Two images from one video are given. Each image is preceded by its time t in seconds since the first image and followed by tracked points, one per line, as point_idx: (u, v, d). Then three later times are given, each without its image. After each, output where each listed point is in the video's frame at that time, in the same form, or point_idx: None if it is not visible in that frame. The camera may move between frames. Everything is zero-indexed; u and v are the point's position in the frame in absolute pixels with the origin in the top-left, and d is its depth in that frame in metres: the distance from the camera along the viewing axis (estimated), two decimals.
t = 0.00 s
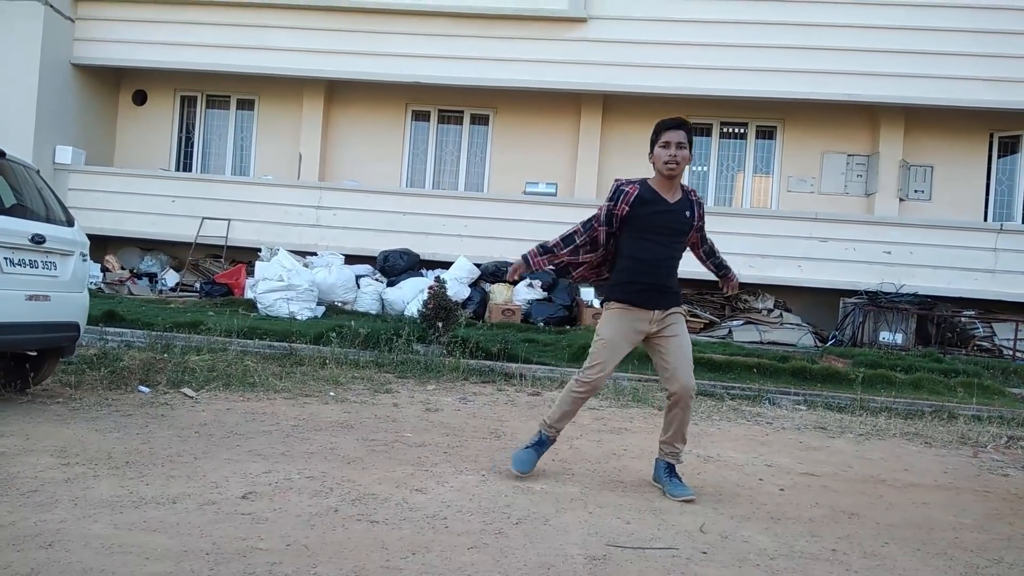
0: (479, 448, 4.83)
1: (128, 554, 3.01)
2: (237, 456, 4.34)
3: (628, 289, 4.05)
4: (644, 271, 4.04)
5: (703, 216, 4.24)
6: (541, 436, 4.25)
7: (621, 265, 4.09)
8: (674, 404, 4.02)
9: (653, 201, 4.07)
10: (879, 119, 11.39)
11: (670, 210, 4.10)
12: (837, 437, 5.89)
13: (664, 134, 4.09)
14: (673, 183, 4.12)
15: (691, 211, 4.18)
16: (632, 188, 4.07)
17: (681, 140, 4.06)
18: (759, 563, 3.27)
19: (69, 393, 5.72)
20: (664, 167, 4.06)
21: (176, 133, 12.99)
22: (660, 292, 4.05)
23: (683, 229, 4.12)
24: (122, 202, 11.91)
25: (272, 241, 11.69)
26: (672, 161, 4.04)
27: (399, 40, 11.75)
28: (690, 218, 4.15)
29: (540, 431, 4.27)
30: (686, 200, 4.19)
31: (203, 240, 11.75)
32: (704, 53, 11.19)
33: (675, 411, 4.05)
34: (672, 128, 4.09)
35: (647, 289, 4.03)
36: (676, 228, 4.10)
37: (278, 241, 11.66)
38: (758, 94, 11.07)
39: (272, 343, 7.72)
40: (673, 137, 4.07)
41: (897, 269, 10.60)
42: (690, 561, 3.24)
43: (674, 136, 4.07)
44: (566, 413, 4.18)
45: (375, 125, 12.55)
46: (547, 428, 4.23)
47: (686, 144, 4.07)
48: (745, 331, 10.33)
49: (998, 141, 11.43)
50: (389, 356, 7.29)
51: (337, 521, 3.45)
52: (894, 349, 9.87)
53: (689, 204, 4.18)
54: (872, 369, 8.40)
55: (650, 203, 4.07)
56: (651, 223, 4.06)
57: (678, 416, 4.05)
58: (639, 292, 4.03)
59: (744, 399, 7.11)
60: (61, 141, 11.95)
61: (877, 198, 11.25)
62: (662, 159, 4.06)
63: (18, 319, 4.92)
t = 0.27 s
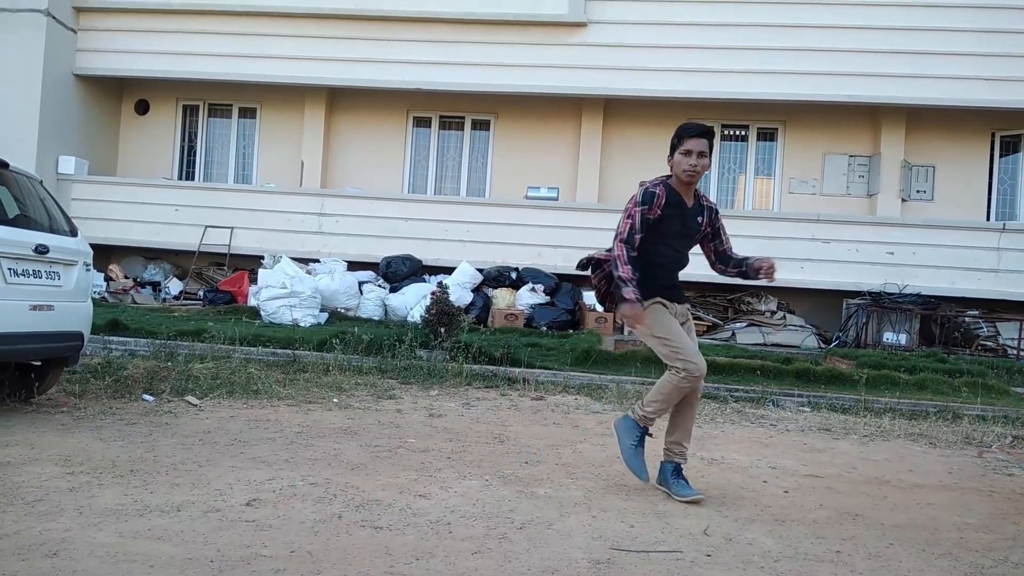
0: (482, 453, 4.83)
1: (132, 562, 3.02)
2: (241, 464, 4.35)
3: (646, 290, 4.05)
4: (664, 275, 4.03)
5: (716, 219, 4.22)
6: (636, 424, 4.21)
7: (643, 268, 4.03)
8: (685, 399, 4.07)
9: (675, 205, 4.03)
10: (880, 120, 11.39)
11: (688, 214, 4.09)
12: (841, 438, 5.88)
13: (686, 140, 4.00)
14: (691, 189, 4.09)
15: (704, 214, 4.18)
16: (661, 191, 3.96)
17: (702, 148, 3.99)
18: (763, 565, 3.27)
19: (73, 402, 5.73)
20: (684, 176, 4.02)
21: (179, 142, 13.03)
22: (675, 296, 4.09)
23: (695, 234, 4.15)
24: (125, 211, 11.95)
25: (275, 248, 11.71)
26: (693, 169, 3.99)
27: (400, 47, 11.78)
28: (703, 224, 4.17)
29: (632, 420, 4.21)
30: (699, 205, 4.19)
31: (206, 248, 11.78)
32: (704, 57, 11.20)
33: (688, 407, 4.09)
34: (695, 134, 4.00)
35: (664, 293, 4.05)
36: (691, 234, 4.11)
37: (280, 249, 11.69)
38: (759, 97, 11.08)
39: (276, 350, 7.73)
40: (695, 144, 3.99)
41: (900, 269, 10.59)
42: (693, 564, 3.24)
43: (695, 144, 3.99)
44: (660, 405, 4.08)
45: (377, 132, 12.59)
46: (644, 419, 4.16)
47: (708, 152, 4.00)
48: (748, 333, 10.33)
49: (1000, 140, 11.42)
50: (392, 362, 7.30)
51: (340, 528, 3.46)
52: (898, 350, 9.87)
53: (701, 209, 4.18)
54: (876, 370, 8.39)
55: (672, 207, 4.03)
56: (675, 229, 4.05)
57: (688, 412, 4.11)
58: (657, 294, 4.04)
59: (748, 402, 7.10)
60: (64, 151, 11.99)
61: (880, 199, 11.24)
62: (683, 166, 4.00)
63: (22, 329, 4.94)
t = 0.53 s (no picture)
0: (481, 456, 4.83)
1: (130, 566, 3.03)
2: (239, 468, 4.36)
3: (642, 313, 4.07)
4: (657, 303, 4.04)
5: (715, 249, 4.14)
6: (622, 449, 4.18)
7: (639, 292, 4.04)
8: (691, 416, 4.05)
9: (671, 234, 4.03)
10: (879, 123, 11.41)
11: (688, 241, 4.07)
12: (840, 441, 5.88)
13: (684, 168, 4.02)
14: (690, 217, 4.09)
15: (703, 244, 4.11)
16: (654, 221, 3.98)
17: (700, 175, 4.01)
18: (760, 568, 3.28)
19: (73, 406, 5.74)
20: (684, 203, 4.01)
21: (179, 145, 13.06)
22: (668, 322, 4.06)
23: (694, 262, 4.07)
24: (125, 215, 11.97)
25: (274, 251, 11.73)
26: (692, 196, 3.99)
27: (399, 51, 11.80)
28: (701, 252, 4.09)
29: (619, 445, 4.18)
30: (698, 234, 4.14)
31: (206, 251, 11.79)
32: (703, 60, 11.22)
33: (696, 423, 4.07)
34: (693, 161, 4.03)
35: (656, 319, 4.06)
36: (688, 262, 4.05)
37: (280, 252, 11.70)
38: (757, 100, 11.09)
39: (275, 354, 7.74)
40: (694, 171, 4.01)
41: (899, 272, 10.59)
42: (690, 567, 3.25)
43: (694, 170, 4.01)
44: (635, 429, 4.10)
45: (376, 135, 12.61)
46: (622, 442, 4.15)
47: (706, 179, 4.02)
48: (747, 336, 10.34)
49: (998, 143, 11.44)
50: (391, 365, 7.30)
51: (338, 531, 3.46)
52: (897, 352, 9.86)
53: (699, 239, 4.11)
54: (875, 372, 8.39)
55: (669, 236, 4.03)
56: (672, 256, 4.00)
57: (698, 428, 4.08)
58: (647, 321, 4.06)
59: (747, 405, 7.11)
60: (64, 154, 12.01)
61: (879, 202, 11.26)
62: (683, 193, 3.99)
63: (21, 332, 4.95)
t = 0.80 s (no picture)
0: (481, 460, 4.83)
1: (130, 569, 3.03)
2: (239, 471, 4.36)
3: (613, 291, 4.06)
4: (620, 278, 4.04)
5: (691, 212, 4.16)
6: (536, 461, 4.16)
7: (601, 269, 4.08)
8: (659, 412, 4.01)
9: (628, 206, 4.07)
10: (880, 129, 11.42)
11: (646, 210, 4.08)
12: (841, 447, 5.87)
13: (635, 137, 4.06)
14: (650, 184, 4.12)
15: (670, 211, 4.10)
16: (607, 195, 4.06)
17: (652, 142, 4.03)
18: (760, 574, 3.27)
19: (74, 409, 5.74)
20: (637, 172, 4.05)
21: (181, 149, 13.09)
22: (631, 295, 4.02)
23: (660, 232, 4.07)
24: (127, 218, 11.99)
25: (276, 255, 11.73)
26: (645, 163, 4.02)
27: (402, 55, 11.82)
28: (668, 220, 4.08)
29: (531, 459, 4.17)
30: (668, 202, 4.13)
31: (208, 255, 11.81)
32: (705, 66, 11.24)
33: (668, 420, 4.01)
34: (643, 129, 4.06)
35: (620, 295, 4.04)
36: (652, 231, 4.06)
37: (282, 256, 11.71)
38: (760, 106, 11.11)
39: (276, 357, 7.74)
40: (645, 139, 4.04)
41: (901, 278, 10.58)
42: (691, 572, 3.24)
43: (645, 138, 4.04)
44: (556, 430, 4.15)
45: (378, 140, 12.63)
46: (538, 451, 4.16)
47: (658, 145, 4.04)
48: (749, 341, 10.34)
49: (1000, 150, 11.45)
50: (392, 369, 7.30)
51: (339, 535, 3.46)
52: (899, 358, 9.85)
53: (665, 206, 4.11)
54: (876, 378, 8.39)
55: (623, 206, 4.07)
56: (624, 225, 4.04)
57: (671, 425, 4.02)
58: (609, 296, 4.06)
59: (748, 410, 7.09)
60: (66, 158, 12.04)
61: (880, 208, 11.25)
62: (635, 162, 4.03)
63: (22, 335, 4.96)
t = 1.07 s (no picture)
0: (481, 460, 4.83)
1: (129, 568, 3.03)
2: (239, 470, 4.36)
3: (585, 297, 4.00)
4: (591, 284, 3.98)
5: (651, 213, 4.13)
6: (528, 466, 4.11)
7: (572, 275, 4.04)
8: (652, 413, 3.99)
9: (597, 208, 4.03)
10: (881, 128, 11.41)
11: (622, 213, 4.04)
12: (842, 446, 5.86)
13: (602, 139, 4.01)
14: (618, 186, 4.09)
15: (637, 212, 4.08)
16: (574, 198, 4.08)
17: (621, 144, 4.01)
18: (760, 573, 3.26)
19: (74, 409, 5.75)
20: (607, 174, 4.02)
21: (182, 149, 13.09)
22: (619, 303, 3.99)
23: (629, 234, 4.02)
24: (127, 218, 12.00)
25: (277, 254, 11.74)
26: (615, 166, 3.99)
27: (401, 55, 11.82)
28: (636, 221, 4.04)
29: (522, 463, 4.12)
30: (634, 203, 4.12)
31: (209, 255, 11.82)
32: (705, 65, 11.23)
33: (660, 419, 4.01)
34: (612, 132, 4.00)
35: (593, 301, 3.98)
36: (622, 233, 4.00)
37: (282, 256, 11.71)
38: (760, 105, 11.10)
39: (277, 357, 7.75)
40: (614, 142, 4.00)
41: (902, 277, 10.57)
42: (690, 571, 3.24)
43: (614, 141, 4.00)
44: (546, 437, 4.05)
45: (378, 140, 12.63)
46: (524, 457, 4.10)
47: (626, 148, 4.02)
48: (749, 340, 10.35)
49: (1001, 148, 11.44)
50: (392, 369, 7.30)
51: (338, 534, 3.46)
52: (900, 357, 9.85)
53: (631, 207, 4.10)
54: (877, 377, 8.38)
55: (601, 210, 4.00)
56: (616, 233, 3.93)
57: (662, 424, 4.02)
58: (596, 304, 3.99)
59: (748, 409, 7.09)
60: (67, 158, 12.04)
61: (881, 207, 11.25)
62: (605, 165, 4.00)
63: (22, 335, 4.96)
